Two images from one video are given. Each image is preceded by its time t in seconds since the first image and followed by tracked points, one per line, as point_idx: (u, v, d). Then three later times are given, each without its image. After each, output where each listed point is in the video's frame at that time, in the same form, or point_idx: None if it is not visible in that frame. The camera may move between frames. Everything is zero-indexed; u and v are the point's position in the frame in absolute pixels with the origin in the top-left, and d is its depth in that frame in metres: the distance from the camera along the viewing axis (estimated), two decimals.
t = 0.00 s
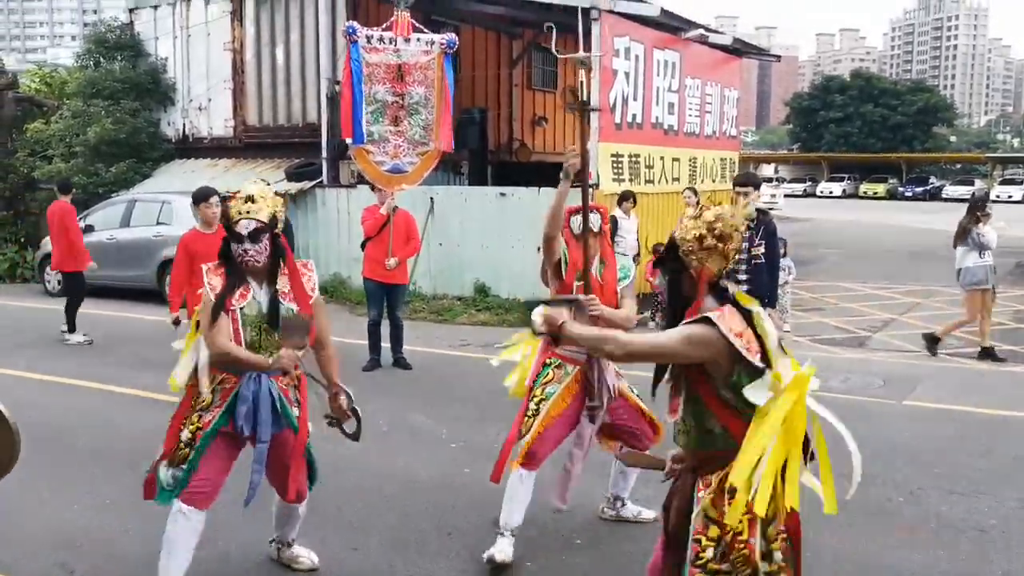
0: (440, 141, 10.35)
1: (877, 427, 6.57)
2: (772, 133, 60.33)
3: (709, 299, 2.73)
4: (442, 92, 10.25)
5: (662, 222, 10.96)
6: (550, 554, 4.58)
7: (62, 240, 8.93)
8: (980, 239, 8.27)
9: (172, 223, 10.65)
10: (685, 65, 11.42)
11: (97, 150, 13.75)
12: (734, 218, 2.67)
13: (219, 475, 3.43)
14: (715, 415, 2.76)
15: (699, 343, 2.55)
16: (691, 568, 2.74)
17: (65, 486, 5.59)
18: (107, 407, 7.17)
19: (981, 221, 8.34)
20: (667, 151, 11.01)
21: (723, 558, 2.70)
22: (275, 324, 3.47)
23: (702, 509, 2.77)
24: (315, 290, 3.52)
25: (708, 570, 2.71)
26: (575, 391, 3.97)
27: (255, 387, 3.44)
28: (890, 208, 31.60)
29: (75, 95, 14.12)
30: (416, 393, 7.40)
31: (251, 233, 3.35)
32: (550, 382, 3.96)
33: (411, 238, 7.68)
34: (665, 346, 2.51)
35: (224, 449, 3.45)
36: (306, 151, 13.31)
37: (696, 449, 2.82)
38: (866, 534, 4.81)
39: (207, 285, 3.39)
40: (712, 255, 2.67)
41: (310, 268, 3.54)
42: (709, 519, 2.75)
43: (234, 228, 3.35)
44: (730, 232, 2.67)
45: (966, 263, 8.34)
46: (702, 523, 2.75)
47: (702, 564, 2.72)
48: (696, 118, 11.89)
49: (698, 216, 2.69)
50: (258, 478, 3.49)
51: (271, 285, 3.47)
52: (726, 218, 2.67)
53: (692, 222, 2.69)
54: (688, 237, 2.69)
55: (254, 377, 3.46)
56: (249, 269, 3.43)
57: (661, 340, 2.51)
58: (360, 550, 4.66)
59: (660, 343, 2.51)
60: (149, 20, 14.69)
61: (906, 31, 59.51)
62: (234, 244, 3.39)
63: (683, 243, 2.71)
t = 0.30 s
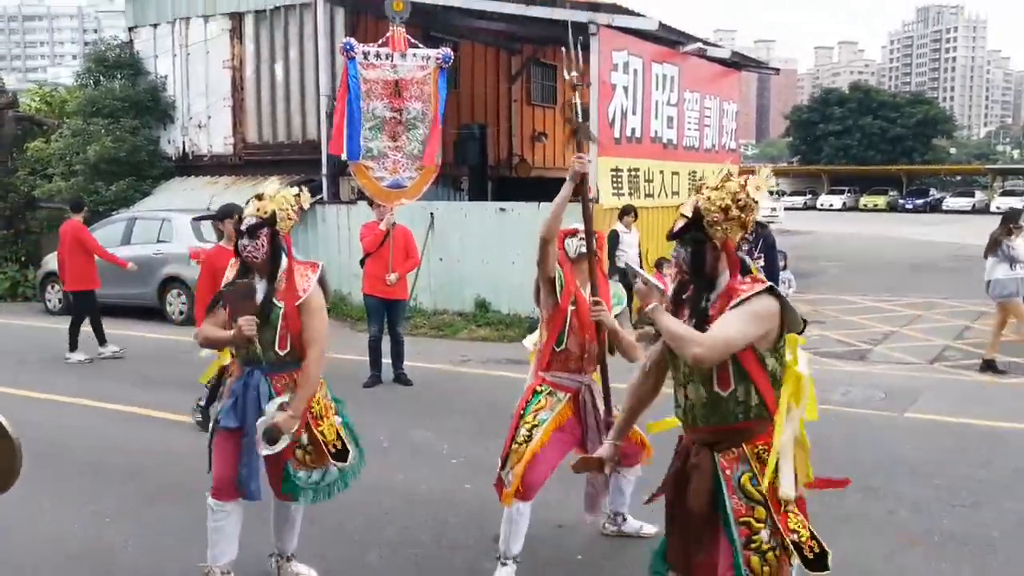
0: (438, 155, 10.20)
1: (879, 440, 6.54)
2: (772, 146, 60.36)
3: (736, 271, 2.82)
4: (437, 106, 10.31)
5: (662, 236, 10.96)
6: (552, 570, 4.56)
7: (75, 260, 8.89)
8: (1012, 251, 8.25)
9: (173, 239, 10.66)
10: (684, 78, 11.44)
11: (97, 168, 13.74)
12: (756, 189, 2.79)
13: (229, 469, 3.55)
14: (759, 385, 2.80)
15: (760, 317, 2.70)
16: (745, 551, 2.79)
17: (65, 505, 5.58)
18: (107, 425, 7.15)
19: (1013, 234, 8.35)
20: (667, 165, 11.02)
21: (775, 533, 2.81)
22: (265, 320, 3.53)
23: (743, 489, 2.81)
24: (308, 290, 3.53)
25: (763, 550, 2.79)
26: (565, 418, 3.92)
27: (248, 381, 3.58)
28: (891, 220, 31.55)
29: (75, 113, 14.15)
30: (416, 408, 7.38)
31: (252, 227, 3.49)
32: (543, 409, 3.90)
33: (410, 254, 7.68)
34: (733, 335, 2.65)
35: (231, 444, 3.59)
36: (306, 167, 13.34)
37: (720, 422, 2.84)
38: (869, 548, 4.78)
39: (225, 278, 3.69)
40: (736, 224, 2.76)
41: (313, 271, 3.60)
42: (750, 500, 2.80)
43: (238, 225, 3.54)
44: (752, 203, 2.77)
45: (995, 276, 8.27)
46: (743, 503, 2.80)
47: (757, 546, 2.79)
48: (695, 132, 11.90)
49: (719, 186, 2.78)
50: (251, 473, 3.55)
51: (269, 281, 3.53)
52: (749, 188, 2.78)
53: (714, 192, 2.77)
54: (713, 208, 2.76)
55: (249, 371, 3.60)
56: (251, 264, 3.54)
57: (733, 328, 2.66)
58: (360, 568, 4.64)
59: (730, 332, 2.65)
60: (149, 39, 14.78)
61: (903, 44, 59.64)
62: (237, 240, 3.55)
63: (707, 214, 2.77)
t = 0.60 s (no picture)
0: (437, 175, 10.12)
1: (882, 459, 6.52)
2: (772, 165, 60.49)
3: (739, 287, 2.79)
4: (437, 126, 10.19)
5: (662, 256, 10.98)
6: None
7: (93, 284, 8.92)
8: None
9: (174, 260, 10.68)
10: (684, 98, 11.49)
11: (99, 190, 13.75)
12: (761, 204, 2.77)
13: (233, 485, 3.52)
14: (755, 409, 2.79)
15: (769, 345, 2.69)
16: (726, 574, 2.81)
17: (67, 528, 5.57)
18: (109, 447, 7.15)
19: None
20: (667, 184, 11.04)
21: (758, 559, 2.79)
22: (265, 337, 3.55)
23: (730, 512, 2.81)
24: (302, 307, 3.51)
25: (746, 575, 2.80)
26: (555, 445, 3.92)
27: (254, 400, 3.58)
28: (892, 239, 31.56)
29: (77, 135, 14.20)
30: (417, 429, 7.36)
31: (253, 247, 3.50)
32: (534, 435, 3.92)
33: (412, 273, 7.70)
34: (748, 371, 2.65)
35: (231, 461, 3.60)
36: (307, 187, 13.39)
37: (712, 440, 2.85)
38: (872, 567, 4.76)
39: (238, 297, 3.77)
40: (738, 239, 2.76)
41: (310, 288, 3.59)
42: (735, 524, 2.81)
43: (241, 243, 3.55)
44: (755, 218, 2.75)
45: None
46: (729, 527, 2.82)
47: (739, 570, 2.80)
48: (696, 151, 11.93)
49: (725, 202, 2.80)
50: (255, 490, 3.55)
51: (269, 300, 3.54)
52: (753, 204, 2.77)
53: (718, 208, 2.80)
54: (714, 223, 2.78)
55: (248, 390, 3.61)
56: (255, 283, 3.55)
57: (749, 362, 2.66)
58: None
59: (745, 367, 2.65)
60: (152, 61, 14.86)
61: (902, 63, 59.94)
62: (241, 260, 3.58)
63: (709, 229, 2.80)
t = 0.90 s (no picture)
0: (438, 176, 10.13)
1: (886, 460, 6.51)
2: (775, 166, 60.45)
3: (735, 292, 2.84)
4: (436, 127, 10.22)
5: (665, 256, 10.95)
6: None
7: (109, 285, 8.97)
8: None
9: (177, 260, 10.70)
10: (686, 99, 11.49)
11: (102, 191, 13.80)
12: (744, 209, 2.77)
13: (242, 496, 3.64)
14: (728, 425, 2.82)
15: (741, 357, 2.65)
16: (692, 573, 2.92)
17: (69, 529, 5.59)
18: (111, 447, 7.17)
19: None
20: (669, 185, 11.04)
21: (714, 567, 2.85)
22: (272, 336, 3.64)
23: (707, 516, 2.90)
24: (304, 301, 3.65)
25: None
26: (550, 452, 3.95)
27: (263, 403, 3.62)
28: (894, 240, 31.53)
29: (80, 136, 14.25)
30: (419, 430, 7.36)
31: (255, 252, 3.58)
32: (531, 442, 3.94)
33: (414, 274, 7.70)
34: (735, 388, 2.65)
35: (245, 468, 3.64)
36: (310, 188, 13.41)
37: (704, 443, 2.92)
38: (875, 569, 4.76)
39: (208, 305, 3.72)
40: (724, 245, 2.81)
41: (308, 286, 3.72)
42: (708, 527, 2.89)
43: (240, 248, 3.58)
44: (741, 224, 2.77)
45: None
46: (702, 530, 2.90)
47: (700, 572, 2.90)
48: (698, 152, 11.94)
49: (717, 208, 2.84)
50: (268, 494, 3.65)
51: (269, 300, 3.66)
52: (737, 209, 2.78)
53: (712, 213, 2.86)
54: (706, 228, 2.86)
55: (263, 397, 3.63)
56: (256, 287, 3.63)
57: (731, 378, 2.65)
58: None
59: (728, 385, 2.65)
60: (155, 63, 14.88)
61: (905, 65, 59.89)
62: (241, 265, 3.61)
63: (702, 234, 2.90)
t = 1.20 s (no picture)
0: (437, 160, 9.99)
1: (885, 451, 6.51)
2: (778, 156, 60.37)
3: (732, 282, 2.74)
4: (436, 112, 10.21)
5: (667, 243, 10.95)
6: None
7: (117, 271, 8.98)
8: None
9: (178, 245, 10.72)
10: (688, 88, 11.48)
11: (104, 175, 13.83)
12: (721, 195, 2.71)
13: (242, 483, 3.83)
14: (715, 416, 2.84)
15: (713, 344, 2.58)
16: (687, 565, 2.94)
17: (70, 513, 5.62)
18: (113, 431, 7.21)
19: None
20: (670, 173, 11.05)
21: (704, 558, 2.87)
22: (273, 315, 3.80)
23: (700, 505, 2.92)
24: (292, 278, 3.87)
25: (697, 568, 2.89)
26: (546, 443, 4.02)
27: (268, 388, 3.84)
28: (896, 230, 31.50)
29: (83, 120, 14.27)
30: (419, 416, 7.39)
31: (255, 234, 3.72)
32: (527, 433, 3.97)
33: (415, 260, 7.71)
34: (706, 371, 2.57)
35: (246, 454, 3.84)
36: (312, 174, 13.43)
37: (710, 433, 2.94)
38: (874, 560, 4.77)
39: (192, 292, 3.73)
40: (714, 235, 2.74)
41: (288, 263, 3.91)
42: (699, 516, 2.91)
43: (239, 230, 3.69)
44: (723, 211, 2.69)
45: None
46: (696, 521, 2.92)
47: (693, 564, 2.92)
48: (700, 140, 11.94)
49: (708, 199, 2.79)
50: (270, 475, 3.84)
51: (259, 281, 3.79)
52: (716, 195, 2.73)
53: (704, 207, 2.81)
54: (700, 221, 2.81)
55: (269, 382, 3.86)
56: (251, 269, 3.74)
57: (704, 364, 2.57)
58: None
59: (701, 371, 2.57)
60: (158, 47, 14.87)
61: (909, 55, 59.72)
62: (241, 247, 3.69)
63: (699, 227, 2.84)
